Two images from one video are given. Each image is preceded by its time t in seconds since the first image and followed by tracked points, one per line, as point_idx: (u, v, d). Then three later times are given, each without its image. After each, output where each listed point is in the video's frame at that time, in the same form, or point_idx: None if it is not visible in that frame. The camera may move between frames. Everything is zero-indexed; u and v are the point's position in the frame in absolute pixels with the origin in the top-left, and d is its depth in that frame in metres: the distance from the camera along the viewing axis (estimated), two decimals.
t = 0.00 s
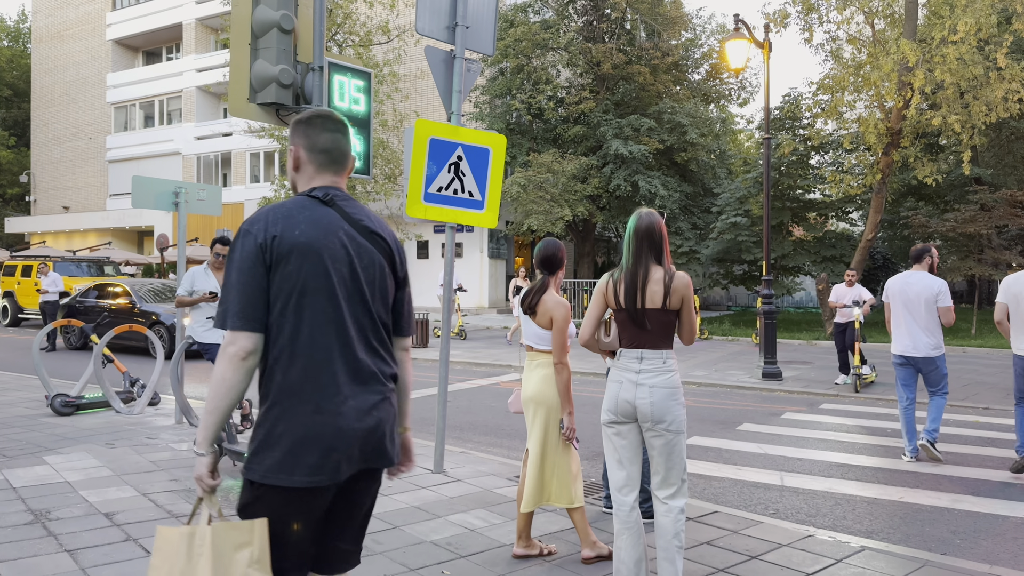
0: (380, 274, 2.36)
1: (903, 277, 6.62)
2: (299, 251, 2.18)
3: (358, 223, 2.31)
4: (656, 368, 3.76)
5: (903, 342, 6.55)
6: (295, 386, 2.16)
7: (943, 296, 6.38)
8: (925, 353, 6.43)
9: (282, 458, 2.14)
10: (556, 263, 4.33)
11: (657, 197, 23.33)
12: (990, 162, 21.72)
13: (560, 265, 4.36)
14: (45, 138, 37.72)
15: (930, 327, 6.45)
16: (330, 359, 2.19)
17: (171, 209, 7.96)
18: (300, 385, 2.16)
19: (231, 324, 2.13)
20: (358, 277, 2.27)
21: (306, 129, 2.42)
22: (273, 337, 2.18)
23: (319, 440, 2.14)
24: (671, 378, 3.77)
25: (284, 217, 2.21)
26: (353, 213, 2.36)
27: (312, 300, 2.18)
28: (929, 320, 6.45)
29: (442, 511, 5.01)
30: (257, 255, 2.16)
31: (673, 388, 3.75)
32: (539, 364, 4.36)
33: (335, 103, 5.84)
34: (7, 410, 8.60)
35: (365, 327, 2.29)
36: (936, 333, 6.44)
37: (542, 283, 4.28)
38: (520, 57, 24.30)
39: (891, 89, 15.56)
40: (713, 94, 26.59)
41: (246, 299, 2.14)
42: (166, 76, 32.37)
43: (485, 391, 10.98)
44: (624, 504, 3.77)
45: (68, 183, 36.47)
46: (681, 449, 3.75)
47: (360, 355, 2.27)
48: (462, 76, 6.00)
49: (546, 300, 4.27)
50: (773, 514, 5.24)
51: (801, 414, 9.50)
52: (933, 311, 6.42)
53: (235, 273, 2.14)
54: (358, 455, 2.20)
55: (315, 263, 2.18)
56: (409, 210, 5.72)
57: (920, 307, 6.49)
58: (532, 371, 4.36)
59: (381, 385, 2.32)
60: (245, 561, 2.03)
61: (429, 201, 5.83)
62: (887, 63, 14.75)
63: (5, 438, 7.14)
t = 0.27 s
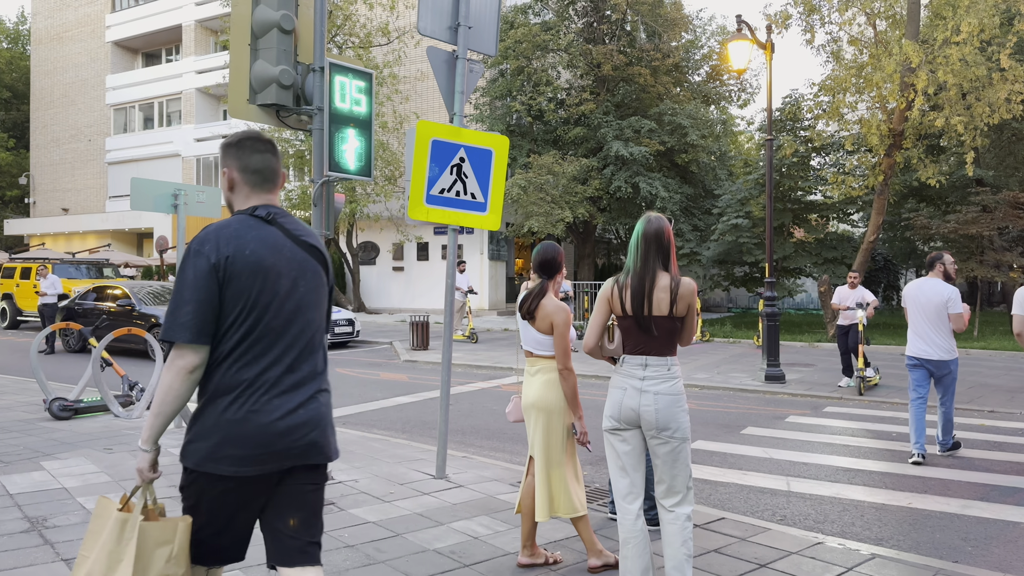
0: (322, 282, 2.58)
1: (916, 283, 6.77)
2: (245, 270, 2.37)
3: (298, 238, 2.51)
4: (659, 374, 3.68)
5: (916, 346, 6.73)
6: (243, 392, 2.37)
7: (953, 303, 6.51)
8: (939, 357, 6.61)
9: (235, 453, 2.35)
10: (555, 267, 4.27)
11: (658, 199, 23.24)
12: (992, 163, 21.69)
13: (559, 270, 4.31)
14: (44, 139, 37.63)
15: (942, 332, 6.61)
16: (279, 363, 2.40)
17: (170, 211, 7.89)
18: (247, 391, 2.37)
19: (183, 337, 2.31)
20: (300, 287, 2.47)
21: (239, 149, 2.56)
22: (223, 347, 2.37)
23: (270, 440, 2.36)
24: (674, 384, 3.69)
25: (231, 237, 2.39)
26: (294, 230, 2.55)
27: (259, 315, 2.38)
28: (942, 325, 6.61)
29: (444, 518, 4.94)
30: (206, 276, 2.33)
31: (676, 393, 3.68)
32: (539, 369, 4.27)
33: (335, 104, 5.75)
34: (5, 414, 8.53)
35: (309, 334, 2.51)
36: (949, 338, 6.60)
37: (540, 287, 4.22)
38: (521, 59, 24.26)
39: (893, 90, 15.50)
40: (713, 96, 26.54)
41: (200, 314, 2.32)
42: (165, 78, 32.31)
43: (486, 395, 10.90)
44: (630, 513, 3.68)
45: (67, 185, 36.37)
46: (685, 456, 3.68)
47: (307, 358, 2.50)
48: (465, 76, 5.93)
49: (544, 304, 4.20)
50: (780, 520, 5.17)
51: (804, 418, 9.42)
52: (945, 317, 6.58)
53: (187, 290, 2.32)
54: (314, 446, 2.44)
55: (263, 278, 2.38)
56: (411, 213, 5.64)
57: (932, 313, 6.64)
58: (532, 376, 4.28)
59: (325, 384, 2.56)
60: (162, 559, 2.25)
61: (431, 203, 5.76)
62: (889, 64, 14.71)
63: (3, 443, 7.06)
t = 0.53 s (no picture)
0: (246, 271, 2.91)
1: (938, 280, 7.10)
2: (172, 265, 2.70)
3: (223, 232, 2.85)
4: (666, 374, 3.59)
5: (937, 342, 7.07)
6: (173, 371, 2.70)
7: (973, 300, 6.85)
8: (959, 352, 6.95)
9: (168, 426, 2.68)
10: (557, 268, 4.22)
11: (660, 199, 23.16)
12: (995, 163, 21.60)
13: (562, 270, 4.26)
14: (46, 139, 37.61)
15: (961, 328, 6.95)
16: (207, 345, 2.75)
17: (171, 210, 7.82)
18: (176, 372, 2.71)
19: (117, 326, 2.62)
20: (224, 278, 2.81)
21: (170, 155, 2.86)
22: (153, 332, 2.71)
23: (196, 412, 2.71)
24: (682, 384, 3.61)
25: (158, 236, 2.71)
26: (219, 227, 2.88)
27: (185, 304, 2.71)
28: (962, 322, 6.95)
29: (449, 520, 4.87)
30: (136, 270, 2.65)
31: (684, 393, 3.59)
32: (545, 372, 4.21)
33: (338, 101, 5.69)
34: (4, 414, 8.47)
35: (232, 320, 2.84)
36: (968, 334, 6.92)
37: (544, 288, 4.16)
38: (522, 58, 24.16)
39: (898, 89, 15.42)
40: (716, 95, 26.46)
41: (132, 304, 2.64)
42: (166, 77, 32.26)
43: (489, 395, 10.83)
44: (639, 516, 3.60)
45: (68, 185, 36.34)
46: (693, 458, 3.59)
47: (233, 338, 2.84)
48: (469, 73, 5.88)
49: (548, 305, 4.13)
50: (789, 522, 5.10)
51: (810, 418, 9.36)
52: (965, 314, 6.92)
53: (118, 284, 2.64)
54: (235, 417, 2.81)
55: (189, 271, 2.72)
56: (415, 211, 5.58)
57: (952, 310, 6.98)
58: (540, 379, 4.22)
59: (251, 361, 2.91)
60: (107, 531, 2.51)
61: (435, 201, 5.69)
62: (894, 62, 14.63)
63: (1, 443, 6.99)
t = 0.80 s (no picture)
0: (185, 275, 2.96)
1: (954, 281, 7.19)
2: (109, 263, 2.84)
3: (165, 236, 2.92)
4: (672, 374, 3.49)
5: (951, 341, 7.15)
6: (105, 364, 2.83)
7: (986, 300, 6.91)
8: (971, 351, 7.01)
9: (99, 413, 2.77)
10: (561, 265, 4.16)
11: (661, 197, 23.08)
12: (997, 161, 21.53)
13: (566, 267, 4.19)
14: (45, 138, 37.53)
15: (974, 327, 7.01)
16: (134, 342, 2.84)
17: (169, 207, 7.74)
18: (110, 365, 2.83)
19: (59, 317, 2.83)
20: (162, 280, 2.89)
21: (127, 161, 3.00)
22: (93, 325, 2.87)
23: (118, 408, 2.78)
24: (689, 384, 3.51)
25: (102, 236, 2.87)
26: (165, 231, 2.95)
27: (119, 300, 2.84)
28: (975, 322, 7.00)
29: (450, 522, 4.78)
30: (75, 267, 2.84)
31: (690, 392, 3.49)
32: (549, 372, 4.14)
33: (338, 97, 5.61)
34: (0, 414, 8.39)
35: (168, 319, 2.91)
36: (981, 333, 6.97)
37: (548, 287, 4.09)
38: (523, 56, 24.09)
39: (900, 87, 15.34)
40: (717, 93, 26.38)
41: (72, 298, 2.84)
42: (165, 76, 32.17)
43: (490, 394, 10.76)
44: (644, 519, 3.52)
45: (68, 184, 36.26)
46: (701, 459, 3.50)
47: (167, 338, 2.90)
48: (471, 68, 5.80)
49: (553, 304, 4.06)
50: (796, 524, 5.03)
51: (814, 418, 9.28)
52: (977, 314, 6.98)
53: (62, 279, 2.85)
54: (158, 415, 2.83)
55: (121, 271, 2.84)
56: (416, 208, 5.50)
57: (965, 310, 7.05)
58: (544, 379, 4.14)
59: (187, 361, 2.96)
60: (53, 478, 2.82)
61: (436, 198, 5.61)
62: (898, 59, 14.56)
63: None
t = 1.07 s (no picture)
0: (156, 272, 3.22)
1: (963, 279, 7.16)
2: (88, 259, 3.05)
3: (138, 235, 3.17)
4: (679, 375, 3.43)
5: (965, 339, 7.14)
6: (85, 353, 3.04)
7: (997, 298, 6.90)
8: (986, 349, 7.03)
9: (76, 398, 2.99)
10: (565, 264, 4.11)
11: (662, 197, 23.03)
12: (999, 160, 21.48)
13: (571, 266, 4.14)
14: (45, 137, 37.48)
15: (987, 325, 7.00)
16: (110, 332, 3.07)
17: (169, 206, 7.69)
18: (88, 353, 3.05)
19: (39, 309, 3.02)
20: (137, 275, 3.14)
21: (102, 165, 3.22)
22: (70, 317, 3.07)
23: (101, 393, 3.02)
24: (695, 384, 3.45)
25: (79, 233, 3.07)
26: (138, 229, 3.20)
27: (97, 294, 3.06)
28: (986, 319, 7.00)
29: (452, 523, 4.73)
30: (55, 263, 3.03)
31: (697, 393, 3.44)
32: (554, 372, 4.08)
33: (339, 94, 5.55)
34: None
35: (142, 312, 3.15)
36: (994, 330, 6.99)
37: (553, 286, 4.03)
38: (524, 56, 24.05)
39: (902, 86, 15.29)
40: (718, 92, 26.33)
41: (51, 292, 3.03)
42: (165, 75, 32.11)
43: (491, 394, 10.71)
44: (651, 522, 3.46)
45: (68, 183, 36.21)
46: (708, 460, 3.45)
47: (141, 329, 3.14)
48: (473, 65, 5.75)
49: (558, 304, 3.99)
50: (802, 525, 4.98)
51: (817, 418, 9.24)
52: (989, 311, 6.97)
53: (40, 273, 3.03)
54: (139, 398, 3.10)
55: (99, 266, 3.06)
56: (418, 207, 5.44)
57: (977, 308, 7.03)
58: (549, 379, 4.09)
59: (158, 351, 3.21)
60: (29, 473, 2.90)
61: (438, 196, 5.56)
62: (900, 58, 14.52)
63: None
